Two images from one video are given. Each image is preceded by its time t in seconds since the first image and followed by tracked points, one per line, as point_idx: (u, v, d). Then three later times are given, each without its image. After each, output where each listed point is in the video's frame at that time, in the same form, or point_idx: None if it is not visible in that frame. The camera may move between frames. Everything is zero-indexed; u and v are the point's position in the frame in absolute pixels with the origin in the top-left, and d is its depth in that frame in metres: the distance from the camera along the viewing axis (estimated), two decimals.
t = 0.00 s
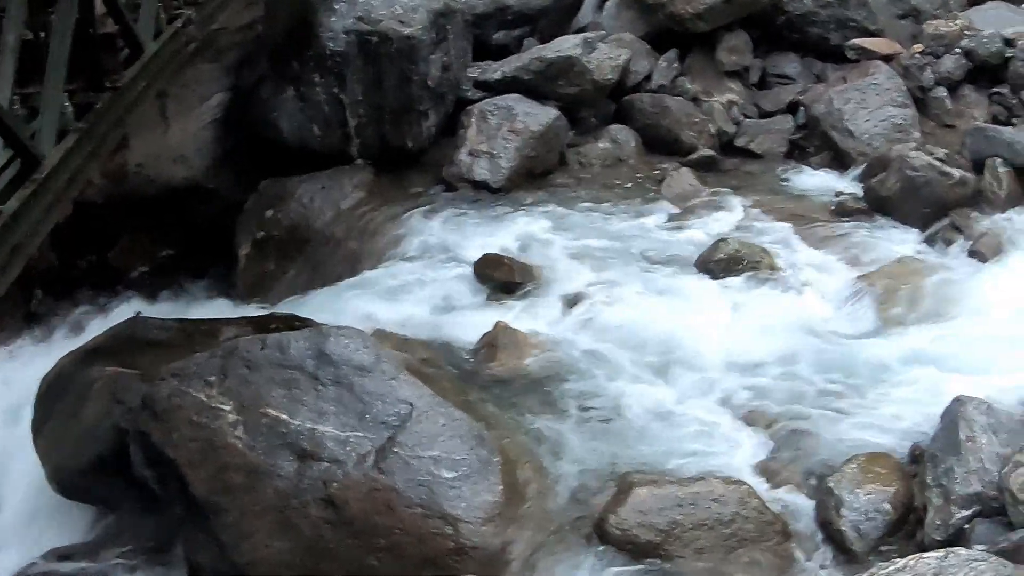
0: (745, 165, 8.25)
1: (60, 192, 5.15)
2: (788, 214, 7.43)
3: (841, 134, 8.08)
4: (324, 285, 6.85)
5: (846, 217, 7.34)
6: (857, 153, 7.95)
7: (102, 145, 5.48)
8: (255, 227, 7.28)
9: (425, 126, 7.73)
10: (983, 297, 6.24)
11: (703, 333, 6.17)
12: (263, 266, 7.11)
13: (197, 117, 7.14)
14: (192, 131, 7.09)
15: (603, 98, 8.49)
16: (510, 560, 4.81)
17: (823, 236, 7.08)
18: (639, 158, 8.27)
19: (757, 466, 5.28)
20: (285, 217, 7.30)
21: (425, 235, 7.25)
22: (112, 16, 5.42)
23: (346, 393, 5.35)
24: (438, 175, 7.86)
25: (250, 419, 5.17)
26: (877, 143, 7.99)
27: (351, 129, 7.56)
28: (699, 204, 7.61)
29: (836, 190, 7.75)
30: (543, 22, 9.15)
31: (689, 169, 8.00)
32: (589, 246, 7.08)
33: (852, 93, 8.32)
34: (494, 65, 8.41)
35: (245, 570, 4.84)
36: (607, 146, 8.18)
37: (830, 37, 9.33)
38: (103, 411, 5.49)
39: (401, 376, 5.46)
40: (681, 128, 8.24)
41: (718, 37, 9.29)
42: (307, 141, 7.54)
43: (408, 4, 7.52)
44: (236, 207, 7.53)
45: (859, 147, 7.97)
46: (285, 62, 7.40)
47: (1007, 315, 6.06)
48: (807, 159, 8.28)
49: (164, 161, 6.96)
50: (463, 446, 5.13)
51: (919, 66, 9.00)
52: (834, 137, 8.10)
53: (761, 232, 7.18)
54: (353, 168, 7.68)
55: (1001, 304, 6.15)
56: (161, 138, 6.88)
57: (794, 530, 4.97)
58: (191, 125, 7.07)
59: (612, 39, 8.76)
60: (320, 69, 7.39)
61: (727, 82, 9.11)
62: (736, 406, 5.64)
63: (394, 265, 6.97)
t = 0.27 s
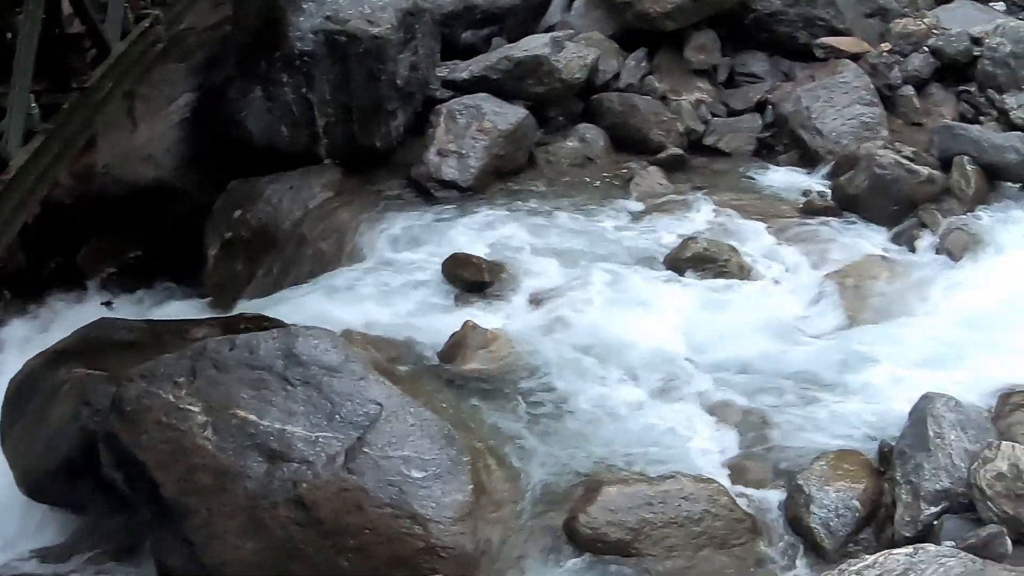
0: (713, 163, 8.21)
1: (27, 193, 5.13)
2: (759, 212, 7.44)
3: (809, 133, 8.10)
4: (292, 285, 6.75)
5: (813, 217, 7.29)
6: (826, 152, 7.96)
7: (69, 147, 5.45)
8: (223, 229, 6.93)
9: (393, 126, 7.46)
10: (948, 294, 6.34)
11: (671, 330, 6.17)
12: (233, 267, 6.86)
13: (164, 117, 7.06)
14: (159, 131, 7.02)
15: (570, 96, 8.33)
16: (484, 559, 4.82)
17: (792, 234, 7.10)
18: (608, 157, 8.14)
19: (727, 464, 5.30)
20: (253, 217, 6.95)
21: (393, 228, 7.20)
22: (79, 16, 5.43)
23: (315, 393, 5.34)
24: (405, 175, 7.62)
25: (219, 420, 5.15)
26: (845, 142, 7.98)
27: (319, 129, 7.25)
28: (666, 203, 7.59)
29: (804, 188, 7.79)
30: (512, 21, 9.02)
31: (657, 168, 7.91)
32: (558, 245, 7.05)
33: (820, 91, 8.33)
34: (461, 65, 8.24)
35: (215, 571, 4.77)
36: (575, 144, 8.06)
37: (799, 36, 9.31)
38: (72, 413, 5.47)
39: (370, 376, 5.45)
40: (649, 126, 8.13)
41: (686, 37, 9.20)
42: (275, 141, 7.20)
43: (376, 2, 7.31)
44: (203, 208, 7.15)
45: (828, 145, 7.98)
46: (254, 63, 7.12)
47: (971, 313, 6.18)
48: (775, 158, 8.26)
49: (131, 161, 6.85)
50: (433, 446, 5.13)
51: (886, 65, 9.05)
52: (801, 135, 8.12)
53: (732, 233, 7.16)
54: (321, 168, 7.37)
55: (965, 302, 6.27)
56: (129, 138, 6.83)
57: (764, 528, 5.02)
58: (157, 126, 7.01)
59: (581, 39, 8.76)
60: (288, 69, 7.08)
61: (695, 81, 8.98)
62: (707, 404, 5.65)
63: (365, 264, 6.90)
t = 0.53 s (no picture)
0: (683, 163, 8.19)
1: None
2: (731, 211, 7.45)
3: (781, 132, 8.07)
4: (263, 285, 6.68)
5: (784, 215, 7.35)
6: (797, 150, 7.97)
7: (39, 148, 5.42)
8: (193, 229, 6.86)
9: (364, 126, 7.43)
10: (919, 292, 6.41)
11: (643, 330, 6.18)
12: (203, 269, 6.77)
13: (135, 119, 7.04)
14: (131, 132, 6.96)
15: (541, 95, 8.28)
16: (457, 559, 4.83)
17: (763, 233, 7.12)
18: (579, 157, 8.14)
19: (699, 463, 5.31)
20: (225, 219, 6.94)
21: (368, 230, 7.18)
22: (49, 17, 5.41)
23: (287, 394, 5.32)
24: (377, 176, 7.54)
25: (191, 422, 5.13)
26: (816, 141, 8.00)
27: (290, 130, 7.22)
28: (636, 203, 7.60)
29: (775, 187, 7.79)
30: (483, 21, 9.01)
31: (628, 167, 7.91)
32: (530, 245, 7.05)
33: (791, 90, 8.35)
34: (433, 65, 8.17)
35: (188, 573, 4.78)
36: (546, 144, 8.04)
37: (770, 35, 9.29)
38: (44, 416, 5.44)
39: (342, 377, 5.43)
40: (620, 126, 8.12)
41: (657, 36, 9.18)
42: (247, 142, 7.16)
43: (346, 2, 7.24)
44: (170, 211, 7.03)
45: (799, 144, 7.98)
46: (225, 64, 7.05)
47: (942, 309, 6.26)
48: (747, 157, 8.25)
49: (103, 162, 6.76)
50: (405, 447, 5.12)
51: (858, 64, 9.01)
52: (772, 134, 8.11)
53: (705, 233, 7.17)
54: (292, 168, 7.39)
55: (936, 299, 6.34)
56: (100, 138, 6.80)
57: (736, 526, 5.03)
58: (130, 126, 6.96)
59: (552, 39, 8.78)
60: (259, 70, 7.03)
61: (666, 81, 8.99)
62: (679, 404, 5.66)
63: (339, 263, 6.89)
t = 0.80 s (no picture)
0: (658, 162, 8.23)
1: None
2: (707, 210, 7.47)
3: (755, 131, 8.11)
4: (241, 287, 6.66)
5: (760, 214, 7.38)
6: (771, 148, 8.01)
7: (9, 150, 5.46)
8: (168, 231, 7.04)
9: (339, 126, 7.42)
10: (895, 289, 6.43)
11: (617, 328, 6.18)
12: (177, 269, 6.94)
13: (108, 120, 6.94)
14: (105, 133, 6.91)
15: (515, 95, 8.29)
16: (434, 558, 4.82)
17: (739, 232, 7.14)
18: (553, 156, 8.20)
19: (675, 461, 5.30)
20: (199, 220, 7.10)
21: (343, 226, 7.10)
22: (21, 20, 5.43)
23: (261, 394, 5.29)
24: (351, 177, 7.53)
25: (166, 424, 5.11)
26: (790, 138, 8.06)
27: (264, 130, 7.22)
28: (610, 202, 7.59)
29: (749, 186, 7.83)
30: (457, 21, 8.97)
31: (603, 166, 7.94)
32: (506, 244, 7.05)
33: (765, 88, 8.34)
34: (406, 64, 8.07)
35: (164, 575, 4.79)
36: (521, 143, 8.10)
37: (743, 33, 9.34)
38: (19, 420, 5.42)
39: (316, 378, 5.40)
40: (595, 126, 8.17)
41: (631, 35, 9.20)
42: (221, 142, 7.19)
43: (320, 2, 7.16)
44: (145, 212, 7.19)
45: (773, 143, 8.03)
46: (199, 63, 7.07)
47: (917, 306, 6.28)
48: (721, 156, 8.30)
49: (77, 163, 6.76)
50: (381, 447, 5.09)
51: (832, 62, 9.08)
52: (746, 133, 8.13)
53: (682, 232, 7.16)
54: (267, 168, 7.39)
55: (911, 296, 6.36)
56: (73, 140, 6.70)
57: (713, 525, 5.03)
58: (104, 127, 6.90)
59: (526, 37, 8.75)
60: (233, 70, 7.03)
61: (639, 80, 9.04)
62: (654, 403, 5.65)
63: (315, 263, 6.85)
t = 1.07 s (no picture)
0: (634, 161, 8.30)
1: None
2: (683, 208, 7.50)
3: (731, 129, 8.14)
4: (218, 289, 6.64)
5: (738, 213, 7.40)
6: (748, 147, 8.04)
7: None
8: (145, 233, 6.93)
9: (313, 127, 7.41)
10: (871, 289, 6.46)
11: (595, 327, 6.19)
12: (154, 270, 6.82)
13: (85, 122, 6.70)
14: (82, 135, 6.68)
15: (491, 95, 8.29)
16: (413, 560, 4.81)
17: (716, 232, 7.14)
18: (530, 156, 8.27)
19: (653, 460, 5.30)
20: (176, 221, 7.01)
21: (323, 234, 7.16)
22: None
23: (238, 397, 5.29)
24: (328, 178, 7.61)
25: (143, 427, 5.09)
26: (766, 137, 8.04)
27: (240, 132, 7.19)
28: (587, 201, 7.64)
29: (724, 184, 7.88)
30: (434, 21, 8.92)
31: (579, 166, 8.01)
32: (483, 245, 7.08)
33: (741, 87, 8.34)
34: (383, 64, 8.11)
35: None
36: (497, 143, 8.16)
37: (720, 32, 9.38)
38: None
39: (293, 380, 5.39)
40: (571, 126, 8.19)
41: (608, 34, 9.18)
42: (196, 144, 7.13)
43: (296, 3, 7.16)
44: (124, 215, 7.11)
45: (750, 141, 8.05)
46: (174, 66, 6.99)
47: (893, 306, 6.31)
48: (698, 154, 8.35)
49: (53, 166, 6.52)
50: (360, 448, 5.08)
51: (807, 61, 9.20)
52: (722, 131, 8.16)
53: (660, 233, 7.18)
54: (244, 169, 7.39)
55: (888, 296, 6.39)
56: (50, 142, 6.45)
57: (692, 523, 5.04)
58: (79, 129, 6.64)
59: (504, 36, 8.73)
60: (208, 71, 6.99)
61: (616, 79, 9.04)
62: (630, 400, 5.66)
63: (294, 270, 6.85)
